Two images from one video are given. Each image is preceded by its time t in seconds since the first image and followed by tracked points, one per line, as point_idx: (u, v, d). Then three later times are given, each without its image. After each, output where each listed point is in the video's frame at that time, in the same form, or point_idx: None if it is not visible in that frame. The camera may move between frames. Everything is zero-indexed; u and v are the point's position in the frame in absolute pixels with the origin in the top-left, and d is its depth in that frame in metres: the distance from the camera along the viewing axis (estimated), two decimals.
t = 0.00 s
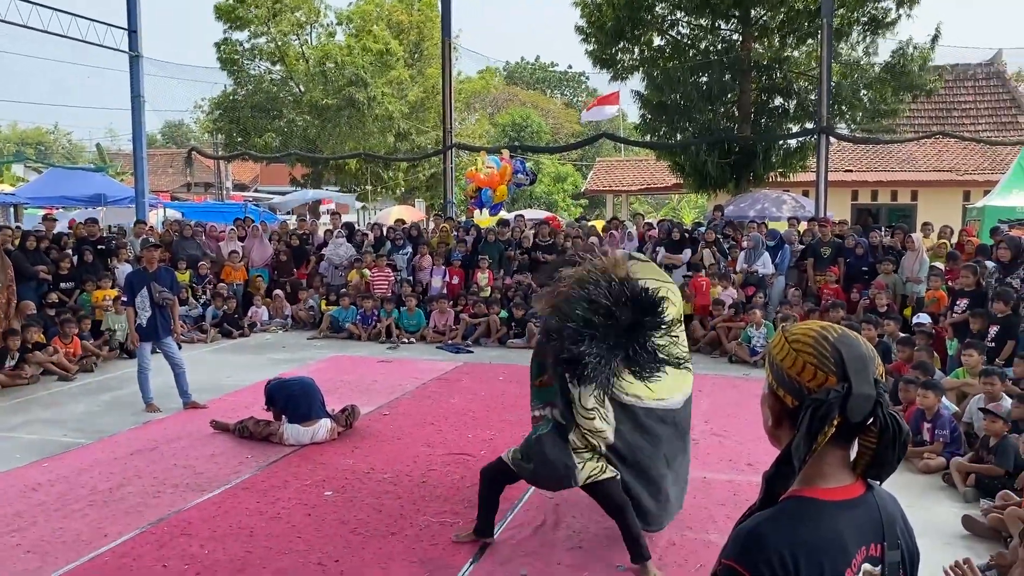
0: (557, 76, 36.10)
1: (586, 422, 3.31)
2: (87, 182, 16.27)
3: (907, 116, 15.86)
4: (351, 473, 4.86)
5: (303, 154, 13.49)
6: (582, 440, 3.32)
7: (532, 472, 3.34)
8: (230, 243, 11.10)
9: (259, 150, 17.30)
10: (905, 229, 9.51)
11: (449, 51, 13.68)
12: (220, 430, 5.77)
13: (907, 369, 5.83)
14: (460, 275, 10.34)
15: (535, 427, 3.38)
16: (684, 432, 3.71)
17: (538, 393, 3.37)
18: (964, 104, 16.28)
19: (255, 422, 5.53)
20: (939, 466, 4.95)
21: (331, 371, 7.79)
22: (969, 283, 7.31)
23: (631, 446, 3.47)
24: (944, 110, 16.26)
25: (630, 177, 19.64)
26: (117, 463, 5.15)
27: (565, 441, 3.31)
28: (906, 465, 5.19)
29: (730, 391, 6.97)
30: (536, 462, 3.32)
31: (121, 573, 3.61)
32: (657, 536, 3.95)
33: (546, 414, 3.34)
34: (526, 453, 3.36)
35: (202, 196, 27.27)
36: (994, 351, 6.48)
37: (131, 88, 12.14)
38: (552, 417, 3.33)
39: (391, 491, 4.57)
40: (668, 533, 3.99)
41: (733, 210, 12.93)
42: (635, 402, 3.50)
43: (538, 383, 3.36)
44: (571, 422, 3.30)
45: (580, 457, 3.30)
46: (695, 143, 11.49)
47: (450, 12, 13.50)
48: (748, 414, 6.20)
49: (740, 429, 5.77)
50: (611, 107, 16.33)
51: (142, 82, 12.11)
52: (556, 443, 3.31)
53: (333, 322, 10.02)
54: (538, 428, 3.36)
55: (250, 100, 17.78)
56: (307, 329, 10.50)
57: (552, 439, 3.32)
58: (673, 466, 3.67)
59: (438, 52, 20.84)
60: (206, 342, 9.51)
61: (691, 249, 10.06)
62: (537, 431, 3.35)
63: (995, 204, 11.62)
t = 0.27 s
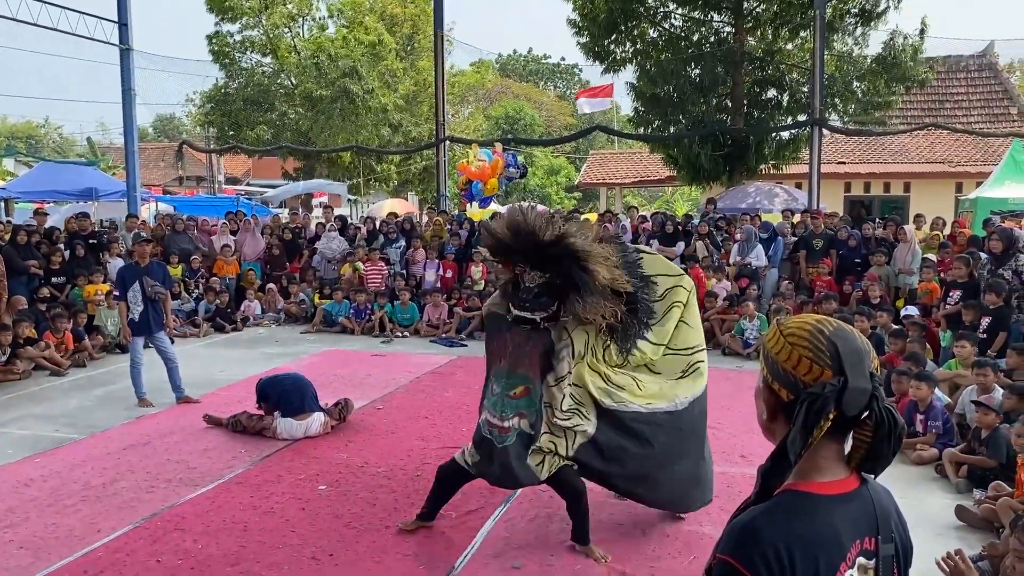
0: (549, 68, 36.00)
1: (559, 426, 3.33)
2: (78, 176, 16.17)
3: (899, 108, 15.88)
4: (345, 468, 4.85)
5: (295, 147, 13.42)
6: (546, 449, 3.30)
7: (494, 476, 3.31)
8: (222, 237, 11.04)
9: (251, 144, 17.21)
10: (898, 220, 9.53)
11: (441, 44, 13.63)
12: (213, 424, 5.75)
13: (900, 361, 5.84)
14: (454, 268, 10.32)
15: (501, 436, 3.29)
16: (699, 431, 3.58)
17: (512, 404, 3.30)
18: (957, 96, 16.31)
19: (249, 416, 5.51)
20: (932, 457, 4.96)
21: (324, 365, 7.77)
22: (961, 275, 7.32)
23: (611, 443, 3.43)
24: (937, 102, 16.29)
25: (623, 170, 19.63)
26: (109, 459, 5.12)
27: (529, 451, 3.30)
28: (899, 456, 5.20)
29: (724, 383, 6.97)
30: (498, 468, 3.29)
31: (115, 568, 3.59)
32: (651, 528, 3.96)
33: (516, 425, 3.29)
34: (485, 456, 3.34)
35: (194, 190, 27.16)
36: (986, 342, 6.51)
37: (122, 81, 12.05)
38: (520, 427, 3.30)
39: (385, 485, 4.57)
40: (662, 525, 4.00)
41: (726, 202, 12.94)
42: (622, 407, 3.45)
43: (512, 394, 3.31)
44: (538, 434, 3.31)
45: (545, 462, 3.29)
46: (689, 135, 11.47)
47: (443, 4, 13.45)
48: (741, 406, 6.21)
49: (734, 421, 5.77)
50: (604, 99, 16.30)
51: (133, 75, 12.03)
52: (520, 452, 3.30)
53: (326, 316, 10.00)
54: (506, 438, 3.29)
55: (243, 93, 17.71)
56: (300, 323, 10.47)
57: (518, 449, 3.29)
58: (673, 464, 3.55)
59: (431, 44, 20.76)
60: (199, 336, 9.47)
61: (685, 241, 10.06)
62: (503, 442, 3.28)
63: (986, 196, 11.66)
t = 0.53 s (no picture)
0: (543, 60, 35.91)
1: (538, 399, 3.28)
2: (70, 170, 16.08)
3: (894, 99, 15.87)
4: (340, 462, 4.83)
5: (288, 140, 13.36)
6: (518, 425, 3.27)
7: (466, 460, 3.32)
8: (215, 230, 10.99)
9: (244, 136, 17.12)
10: (892, 212, 9.53)
11: (435, 36, 13.56)
12: (207, 418, 5.73)
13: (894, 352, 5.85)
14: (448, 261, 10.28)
15: (474, 415, 3.29)
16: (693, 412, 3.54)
17: (486, 381, 3.29)
18: (950, 87, 16.32)
19: (243, 410, 5.49)
20: (927, 448, 4.97)
21: (319, 359, 7.75)
22: (955, 266, 7.32)
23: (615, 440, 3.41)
24: (930, 93, 16.30)
25: (618, 162, 19.60)
26: (102, 454, 5.09)
27: (501, 430, 3.29)
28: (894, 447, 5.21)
29: (718, 375, 6.98)
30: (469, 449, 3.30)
31: (108, 564, 3.58)
32: (646, 520, 3.96)
33: (487, 403, 3.28)
34: (455, 439, 3.35)
35: (187, 183, 27.05)
36: (980, 333, 6.51)
37: (113, 74, 11.97)
38: (493, 406, 3.30)
39: (380, 479, 4.56)
40: (657, 517, 4.00)
41: (720, 194, 12.93)
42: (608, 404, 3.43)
43: (480, 371, 3.29)
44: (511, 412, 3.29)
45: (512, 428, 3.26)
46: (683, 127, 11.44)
47: None
48: (736, 398, 6.21)
49: (728, 413, 5.77)
50: (598, 91, 16.25)
51: (124, 68, 11.95)
52: (491, 431, 3.29)
53: (320, 310, 9.97)
54: (479, 417, 3.30)
55: (234, 86, 17.54)
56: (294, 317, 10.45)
57: (489, 429, 3.29)
58: (622, 457, 3.40)
59: (424, 36, 20.68)
60: (192, 330, 9.44)
61: (679, 234, 10.05)
62: (477, 422, 3.29)
63: (980, 186, 11.67)
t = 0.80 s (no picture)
0: (537, 52, 35.82)
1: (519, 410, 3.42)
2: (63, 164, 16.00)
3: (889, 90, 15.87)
4: (337, 456, 4.83)
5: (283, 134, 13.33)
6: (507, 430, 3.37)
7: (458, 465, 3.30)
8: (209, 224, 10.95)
9: (239, 130, 17.06)
10: (887, 202, 9.54)
11: (429, 28, 13.51)
12: (203, 413, 5.71)
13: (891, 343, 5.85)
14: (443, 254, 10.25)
15: (469, 419, 3.29)
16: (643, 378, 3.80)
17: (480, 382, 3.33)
18: (945, 77, 16.32)
19: (239, 405, 5.48)
20: (923, 439, 4.97)
21: (315, 353, 7.74)
22: (951, 257, 7.33)
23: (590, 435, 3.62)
24: (925, 83, 16.30)
25: (614, 154, 19.58)
26: (97, 450, 5.08)
27: (491, 436, 3.34)
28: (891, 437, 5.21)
29: (715, 367, 6.98)
30: (464, 454, 3.28)
31: (107, 560, 3.56)
32: (644, 512, 3.96)
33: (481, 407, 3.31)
34: (446, 442, 3.32)
35: (181, 177, 26.95)
36: (975, 324, 6.52)
37: (105, 68, 11.90)
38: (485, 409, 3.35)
39: (377, 473, 4.55)
40: (655, 509, 4.00)
41: (716, 185, 12.92)
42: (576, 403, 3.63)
43: (477, 376, 3.34)
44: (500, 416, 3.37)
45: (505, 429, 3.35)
46: (679, 119, 11.42)
47: None
48: (733, 389, 6.22)
49: (725, 405, 5.77)
50: (593, 83, 16.22)
51: (116, 61, 11.87)
52: (483, 436, 3.32)
53: (316, 304, 9.94)
54: (473, 421, 3.30)
55: (227, 80, 17.36)
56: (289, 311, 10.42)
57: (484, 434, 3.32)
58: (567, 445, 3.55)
59: (419, 29, 20.61)
60: (187, 325, 9.41)
61: (675, 225, 10.05)
62: (471, 425, 3.28)
63: (975, 177, 11.69)
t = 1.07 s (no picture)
0: (536, 48, 35.75)
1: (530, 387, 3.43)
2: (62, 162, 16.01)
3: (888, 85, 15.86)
4: (338, 453, 4.84)
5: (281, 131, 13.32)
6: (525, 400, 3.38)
7: (482, 443, 3.31)
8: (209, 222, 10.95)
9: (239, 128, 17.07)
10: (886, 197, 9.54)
11: (428, 25, 13.50)
12: (204, 411, 5.72)
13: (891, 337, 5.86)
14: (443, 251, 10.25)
15: (483, 394, 3.30)
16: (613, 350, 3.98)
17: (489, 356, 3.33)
18: (944, 71, 16.32)
19: (240, 403, 5.48)
20: (923, 433, 4.98)
21: (316, 350, 7.75)
22: (951, 251, 7.34)
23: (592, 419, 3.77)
24: (924, 78, 16.31)
25: (613, 150, 19.57)
26: (98, 448, 5.09)
27: (509, 410, 3.35)
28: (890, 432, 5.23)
29: (714, 362, 6.99)
30: (486, 429, 3.30)
31: (109, 557, 3.57)
32: (645, 508, 3.98)
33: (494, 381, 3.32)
34: (467, 423, 3.32)
35: (180, 175, 26.94)
36: (975, 319, 6.53)
37: (104, 66, 11.89)
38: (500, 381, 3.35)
39: (378, 470, 4.56)
40: (655, 505, 4.01)
41: (715, 181, 12.92)
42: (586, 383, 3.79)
43: (481, 348, 3.33)
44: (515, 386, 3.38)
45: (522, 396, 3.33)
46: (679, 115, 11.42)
47: None
48: (733, 385, 6.23)
49: (725, 400, 5.78)
50: (592, 79, 16.18)
51: (115, 59, 11.86)
52: (501, 410, 3.34)
53: (316, 301, 9.94)
54: (490, 395, 3.31)
55: (225, 78, 17.45)
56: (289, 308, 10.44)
57: (501, 408, 3.33)
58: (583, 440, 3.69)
59: (418, 26, 20.59)
60: (188, 323, 9.41)
61: (674, 221, 10.05)
62: (488, 399, 3.30)
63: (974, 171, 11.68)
